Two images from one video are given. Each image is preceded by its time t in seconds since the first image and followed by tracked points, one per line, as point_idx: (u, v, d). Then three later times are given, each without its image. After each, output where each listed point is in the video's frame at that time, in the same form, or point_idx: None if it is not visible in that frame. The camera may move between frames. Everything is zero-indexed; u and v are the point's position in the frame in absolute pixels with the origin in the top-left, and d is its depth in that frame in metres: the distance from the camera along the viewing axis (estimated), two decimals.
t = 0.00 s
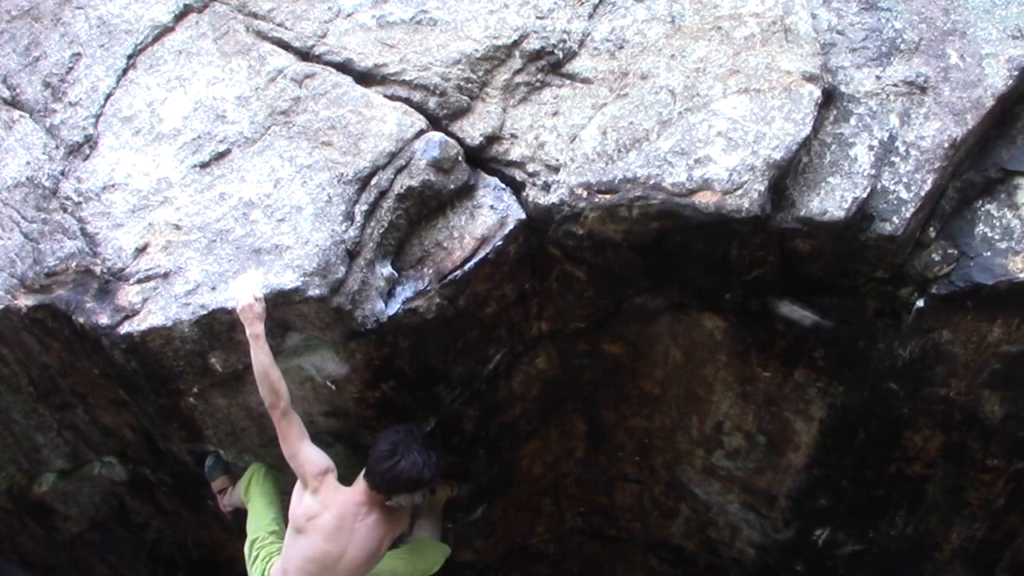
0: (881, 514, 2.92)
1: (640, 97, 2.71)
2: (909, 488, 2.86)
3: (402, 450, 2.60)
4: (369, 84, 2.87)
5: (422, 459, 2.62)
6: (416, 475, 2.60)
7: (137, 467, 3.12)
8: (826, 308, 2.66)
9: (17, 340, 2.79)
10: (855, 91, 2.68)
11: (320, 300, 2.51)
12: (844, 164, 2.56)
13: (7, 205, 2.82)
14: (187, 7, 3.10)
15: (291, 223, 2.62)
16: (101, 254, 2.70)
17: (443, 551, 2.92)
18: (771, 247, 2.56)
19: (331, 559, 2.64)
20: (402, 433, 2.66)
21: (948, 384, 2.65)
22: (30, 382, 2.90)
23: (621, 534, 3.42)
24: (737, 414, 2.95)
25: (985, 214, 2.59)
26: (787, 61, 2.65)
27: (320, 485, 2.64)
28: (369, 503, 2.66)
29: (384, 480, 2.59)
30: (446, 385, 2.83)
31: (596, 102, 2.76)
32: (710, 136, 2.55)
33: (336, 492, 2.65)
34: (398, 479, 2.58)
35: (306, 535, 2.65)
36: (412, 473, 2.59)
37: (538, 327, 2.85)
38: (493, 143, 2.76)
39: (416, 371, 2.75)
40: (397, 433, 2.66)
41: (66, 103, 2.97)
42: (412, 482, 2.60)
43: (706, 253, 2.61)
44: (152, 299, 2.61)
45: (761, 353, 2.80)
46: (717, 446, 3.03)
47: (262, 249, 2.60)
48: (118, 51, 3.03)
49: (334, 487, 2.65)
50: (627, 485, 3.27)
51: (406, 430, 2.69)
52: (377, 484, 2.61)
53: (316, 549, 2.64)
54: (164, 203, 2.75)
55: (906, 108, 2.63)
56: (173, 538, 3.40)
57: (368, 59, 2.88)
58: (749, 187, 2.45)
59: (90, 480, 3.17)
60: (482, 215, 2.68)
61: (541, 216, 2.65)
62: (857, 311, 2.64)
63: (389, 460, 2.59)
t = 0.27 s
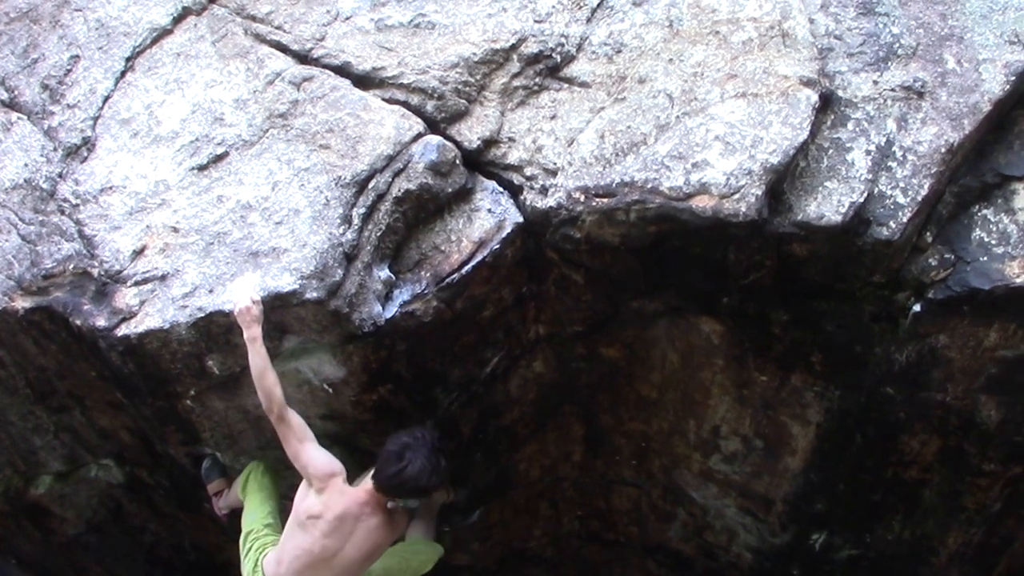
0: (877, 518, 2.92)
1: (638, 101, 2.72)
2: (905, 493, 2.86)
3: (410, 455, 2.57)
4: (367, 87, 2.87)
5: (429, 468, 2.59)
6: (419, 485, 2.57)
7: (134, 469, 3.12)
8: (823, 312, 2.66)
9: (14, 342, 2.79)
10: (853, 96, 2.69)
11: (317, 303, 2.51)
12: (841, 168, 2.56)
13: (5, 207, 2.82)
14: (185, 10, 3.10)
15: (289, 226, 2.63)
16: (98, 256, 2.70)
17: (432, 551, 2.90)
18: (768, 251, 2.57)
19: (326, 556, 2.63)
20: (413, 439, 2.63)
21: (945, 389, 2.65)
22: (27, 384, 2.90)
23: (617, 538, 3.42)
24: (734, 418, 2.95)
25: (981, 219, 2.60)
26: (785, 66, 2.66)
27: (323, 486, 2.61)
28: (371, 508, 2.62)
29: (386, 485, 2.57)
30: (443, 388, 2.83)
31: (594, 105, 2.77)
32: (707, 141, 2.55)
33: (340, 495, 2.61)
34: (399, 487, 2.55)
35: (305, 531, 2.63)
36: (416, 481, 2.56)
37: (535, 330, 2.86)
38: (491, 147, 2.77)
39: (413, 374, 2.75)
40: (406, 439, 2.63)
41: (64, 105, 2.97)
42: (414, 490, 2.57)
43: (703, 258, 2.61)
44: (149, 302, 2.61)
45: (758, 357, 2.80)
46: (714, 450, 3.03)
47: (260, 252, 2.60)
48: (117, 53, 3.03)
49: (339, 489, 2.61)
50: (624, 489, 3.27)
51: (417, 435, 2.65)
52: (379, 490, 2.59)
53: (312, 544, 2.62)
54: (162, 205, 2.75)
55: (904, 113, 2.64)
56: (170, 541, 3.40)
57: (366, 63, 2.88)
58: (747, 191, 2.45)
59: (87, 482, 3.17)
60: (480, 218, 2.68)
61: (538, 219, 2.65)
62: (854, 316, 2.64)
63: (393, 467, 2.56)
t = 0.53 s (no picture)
0: (874, 522, 2.92)
1: (635, 105, 2.72)
2: (901, 497, 2.86)
3: (389, 482, 2.36)
4: (364, 91, 2.87)
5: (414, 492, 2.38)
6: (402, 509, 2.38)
7: (131, 473, 3.11)
8: (820, 317, 2.67)
9: (11, 345, 2.79)
10: (849, 100, 2.70)
11: (315, 306, 2.52)
12: (838, 173, 2.57)
13: (2, 209, 2.82)
14: (183, 13, 3.10)
15: (286, 229, 2.63)
16: (96, 259, 2.70)
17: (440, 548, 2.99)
18: (765, 256, 2.57)
19: (327, 558, 2.51)
20: (408, 450, 2.43)
21: (941, 394, 2.65)
22: (24, 387, 2.91)
23: (615, 542, 3.42)
24: (731, 422, 2.95)
25: (977, 224, 2.61)
26: (782, 71, 2.67)
27: (318, 491, 2.45)
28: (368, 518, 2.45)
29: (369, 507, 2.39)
30: (440, 392, 2.82)
31: (592, 110, 2.77)
32: (705, 145, 2.56)
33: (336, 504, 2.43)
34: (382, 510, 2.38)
35: (304, 531, 2.51)
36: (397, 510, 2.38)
37: (533, 334, 2.86)
38: (489, 151, 2.77)
39: (410, 378, 2.75)
40: (399, 448, 2.43)
41: (62, 108, 2.97)
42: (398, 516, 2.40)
43: (700, 262, 2.62)
44: (146, 305, 2.61)
45: (755, 361, 2.81)
46: (710, 454, 3.03)
47: (257, 255, 2.61)
48: (115, 57, 3.03)
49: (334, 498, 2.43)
50: (621, 492, 3.28)
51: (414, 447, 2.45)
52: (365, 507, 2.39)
53: (312, 545, 2.51)
54: (159, 208, 2.75)
55: (900, 118, 2.65)
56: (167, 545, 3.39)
57: (363, 66, 2.89)
58: (744, 195, 2.46)
59: (84, 485, 3.17)
60: (477, 222, 2.67)
61: (536, 223, 2.65)
62: (851, 320, 2.65)
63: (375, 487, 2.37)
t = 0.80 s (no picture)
0: (871, 526, 2.93)
1: (634, 110, 2.72)
2: (899, 501, 2.87)
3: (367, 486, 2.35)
4: (364, 95, 2.88)
5: (392, 490, 2.36)
6: (385, 510, 2.36)
7: (129, 476, 3.11)
8: (818, 322, 2.67)
9: (10, 347, 2.79)
10: (848, 106, 2.70)
11: (314, 310, 2.51)
12: (836, 178, 2.58)
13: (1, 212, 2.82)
14: (182, 16, 3.10)
15: (285, 233, 2.63)
16: (95, 262, 2.70)
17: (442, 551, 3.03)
18: (763, 260, 2.58)
19: (326, 563, 2.51)
20: (388, 449, 2.41)
21: (939, 399, 2.66)
22: (23, 390, 2.91)
23: (612, 545, 3.42)
24: (729, 426, 2.95)
25: (975, 229, 2.61)
26: (781, 76, 2.68)
27: (310, 498, 2.45)
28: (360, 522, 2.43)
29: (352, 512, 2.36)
30: (439, 396, 2.82)
31: (591, 114, 2.78)
32: (704, 150, 2.57)
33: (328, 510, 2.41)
34: (365, 514, 2.35)
35: (302, 537, 2.51)
36: (381, 511, 2.35)
37: (532, 338, 2.86)
38: (488, 155, 2.77)
39: (409, 382, 2.75)
40: (378, 449, 2.41)
41: (61, 111, 2.97)
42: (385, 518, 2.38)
43: (699, 266, 2.62)
44: (145, 308, 2.61)
45: (754, 366, 2.81)
46: (709, 458, 3.03)
47: (256, 258, 2.61)
48: (114, 60, 3.03)
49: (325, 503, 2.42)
50: (619, 496, 3.28)
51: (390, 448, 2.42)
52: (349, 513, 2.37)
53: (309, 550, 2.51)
54: (158, 212, 2.75)
55: (898, 123, 2.66)
56: (165, 548, 3.39)
57: (363, 70, 2.89)
58: (743, 200, 2.47)
59: (82, 488, 3.16)
60: (476, 226, 2.69)
61: (535, 227, 2.65)
62: (849, 325, 2.65)
63: (356, 491, 2.35)
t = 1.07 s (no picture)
0: (871, 532, 2.93)
1: (635, 115, 2.73)
2: (899, 506, 2.87)
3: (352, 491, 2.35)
4: (365, 100, 2.89)
5: (378, 496, 2.35)
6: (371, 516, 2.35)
7: (129, 480, 3.11)
8: (819, 327, 2.67)
9: (10, 351, 2.79)
10: (848, 111, 2.71)
11: (314, 314, 2.53)
12: (837, 184, 2.58)
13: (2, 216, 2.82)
14: (183, 21, 3.11)
15: (286, 238, 2.64)
16: (96, 266, 2.70)
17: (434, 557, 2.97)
18: (763, 265, 2.58)
19: (312, 570, 2.51)
20: (375, 456, 2.41)
21: (939, 405, 2.66)
22: (23, 393, 2.91)
23: (613, 550, 3.42)
24: (729, 431, 2.95)
25: (975, 235, 2.61)
26: (781, 81, 2.68)
27: (297, 508, 2.44)
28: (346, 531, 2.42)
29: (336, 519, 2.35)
30: (439, 401, 2.82)
31: (591, 119, 2.78)
32: (704, 155, 2.58)
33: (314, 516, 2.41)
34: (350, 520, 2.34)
35: (288, 544, 2.51)
36: (365, 517, 2.34)
37: (532, 343, 2.86)
38: (489, 160, 2.77)
39: (409, 386, 2.75)
40: (364, 456, 2.40)
41: (62, 115, 2.97)
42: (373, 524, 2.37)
43: (700, 272, 2.63)
44: (146, 312, 2.62)
45: (754, 371, 2.81)
46: (709, 463, 3.03)
47: (256, 263, 2.61)
48: (115, 64, 3.04)
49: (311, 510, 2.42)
50: (620, 501, 3.28)
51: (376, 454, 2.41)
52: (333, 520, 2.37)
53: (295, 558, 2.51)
54: (159, 216, 2.76)
55: (899, 129, 2.66)
56: (164, 553, 3.38)
57: (364, 75, 2.89)
58: (743, 206, 2.48)
59: (82, 492, 3.16)
60: (477, 231, 2.68)
61: (536, 232, 2.65)
62: (849, 330, 2.65)
63: (341, 497, 2.35)
